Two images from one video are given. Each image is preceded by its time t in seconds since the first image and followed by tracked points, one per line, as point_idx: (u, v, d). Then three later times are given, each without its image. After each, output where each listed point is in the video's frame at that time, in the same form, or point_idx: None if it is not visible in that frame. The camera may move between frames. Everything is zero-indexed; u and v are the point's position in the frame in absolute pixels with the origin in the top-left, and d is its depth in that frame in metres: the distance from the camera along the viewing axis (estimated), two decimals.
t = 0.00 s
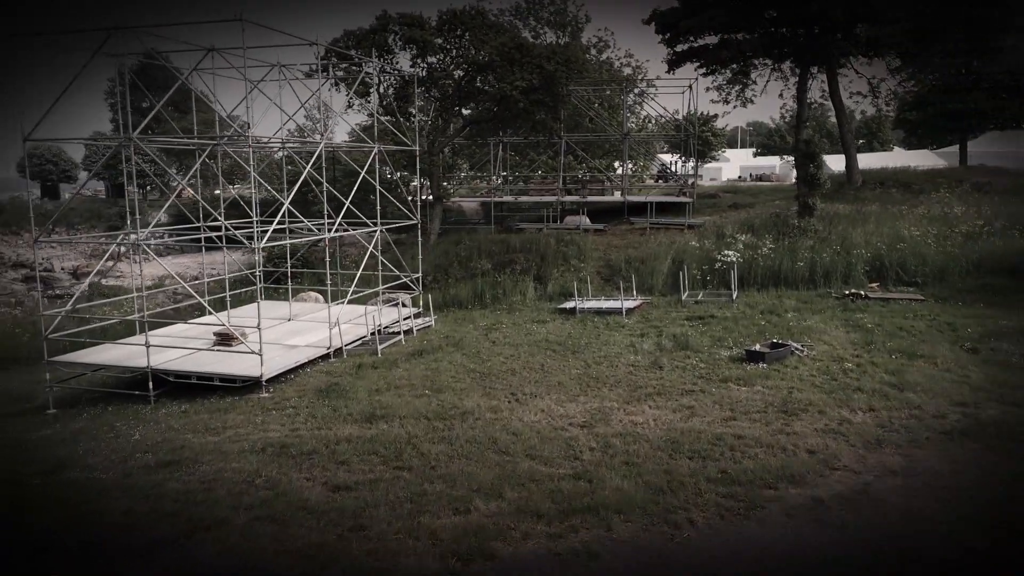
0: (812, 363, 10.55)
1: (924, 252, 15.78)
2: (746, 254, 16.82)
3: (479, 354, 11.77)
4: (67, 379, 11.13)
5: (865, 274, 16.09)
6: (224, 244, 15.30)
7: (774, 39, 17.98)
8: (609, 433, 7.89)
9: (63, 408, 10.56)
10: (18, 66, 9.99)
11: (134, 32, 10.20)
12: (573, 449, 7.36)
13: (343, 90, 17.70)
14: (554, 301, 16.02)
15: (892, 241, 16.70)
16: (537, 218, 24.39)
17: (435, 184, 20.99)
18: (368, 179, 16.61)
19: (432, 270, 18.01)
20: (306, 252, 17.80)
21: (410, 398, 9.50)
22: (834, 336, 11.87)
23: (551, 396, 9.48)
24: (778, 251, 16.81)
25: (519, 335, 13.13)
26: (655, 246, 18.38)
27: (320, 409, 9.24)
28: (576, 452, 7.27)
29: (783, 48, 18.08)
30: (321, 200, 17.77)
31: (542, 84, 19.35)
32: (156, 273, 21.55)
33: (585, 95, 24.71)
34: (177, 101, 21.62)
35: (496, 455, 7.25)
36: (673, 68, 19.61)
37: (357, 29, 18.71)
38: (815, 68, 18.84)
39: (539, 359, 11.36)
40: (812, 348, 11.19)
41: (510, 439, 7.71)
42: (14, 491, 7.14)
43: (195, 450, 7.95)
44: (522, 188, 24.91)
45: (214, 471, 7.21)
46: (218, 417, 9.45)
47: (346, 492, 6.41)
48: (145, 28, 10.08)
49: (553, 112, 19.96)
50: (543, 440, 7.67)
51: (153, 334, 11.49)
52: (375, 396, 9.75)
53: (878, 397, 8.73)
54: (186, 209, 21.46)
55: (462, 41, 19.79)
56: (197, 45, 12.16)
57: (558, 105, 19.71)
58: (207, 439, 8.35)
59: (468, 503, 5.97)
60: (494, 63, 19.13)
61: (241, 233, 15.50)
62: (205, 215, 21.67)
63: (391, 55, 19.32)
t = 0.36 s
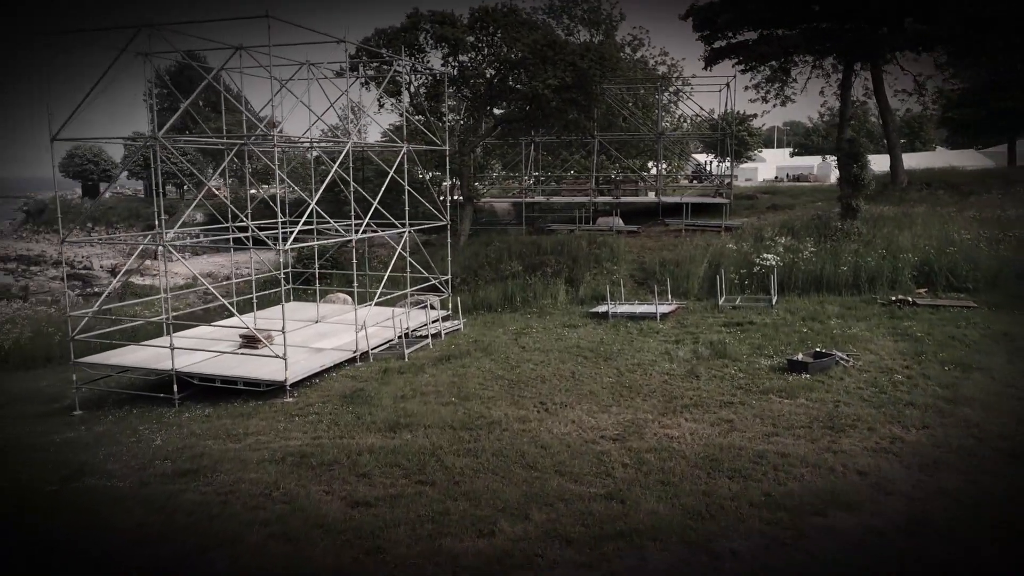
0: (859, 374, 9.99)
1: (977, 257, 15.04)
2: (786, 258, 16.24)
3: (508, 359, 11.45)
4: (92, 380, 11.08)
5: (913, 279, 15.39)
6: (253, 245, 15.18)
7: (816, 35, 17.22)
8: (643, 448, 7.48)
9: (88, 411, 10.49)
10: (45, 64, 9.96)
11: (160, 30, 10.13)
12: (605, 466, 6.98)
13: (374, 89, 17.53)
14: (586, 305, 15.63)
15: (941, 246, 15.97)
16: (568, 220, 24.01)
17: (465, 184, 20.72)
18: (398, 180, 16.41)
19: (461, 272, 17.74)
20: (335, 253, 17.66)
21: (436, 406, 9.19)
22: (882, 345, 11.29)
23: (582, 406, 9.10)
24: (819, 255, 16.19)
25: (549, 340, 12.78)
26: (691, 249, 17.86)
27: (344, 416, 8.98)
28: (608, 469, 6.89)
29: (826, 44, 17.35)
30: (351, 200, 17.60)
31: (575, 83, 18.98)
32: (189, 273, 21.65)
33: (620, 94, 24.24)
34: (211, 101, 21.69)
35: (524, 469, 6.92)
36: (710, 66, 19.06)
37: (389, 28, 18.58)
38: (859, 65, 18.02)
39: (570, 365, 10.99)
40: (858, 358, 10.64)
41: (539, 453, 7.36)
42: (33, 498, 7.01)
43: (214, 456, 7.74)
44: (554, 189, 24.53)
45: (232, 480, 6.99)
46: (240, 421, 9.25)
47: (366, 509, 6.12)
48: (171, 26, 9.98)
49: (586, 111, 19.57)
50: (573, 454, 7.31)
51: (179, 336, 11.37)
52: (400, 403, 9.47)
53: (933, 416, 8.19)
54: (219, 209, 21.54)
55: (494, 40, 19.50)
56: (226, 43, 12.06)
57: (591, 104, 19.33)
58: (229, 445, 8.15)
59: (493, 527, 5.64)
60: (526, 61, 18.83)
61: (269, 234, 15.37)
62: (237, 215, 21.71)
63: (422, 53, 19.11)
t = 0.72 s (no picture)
0: (905, 386, 9.46)
1: None
2: (824, 262, 15.67)
3: (535, 365, 11.13)
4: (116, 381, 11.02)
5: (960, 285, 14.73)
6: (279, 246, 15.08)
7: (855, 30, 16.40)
8: (674, 465, 7.11)
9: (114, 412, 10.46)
10: (70, 62, 9.95)
11: (183, 27, 10.08)
12: (634, 484, 6.65)
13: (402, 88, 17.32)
14: (616, 309, 15.24)
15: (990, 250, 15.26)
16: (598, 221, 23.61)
17: (494, 184, 20.43)
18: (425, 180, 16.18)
19: (488, 274, 17.47)
20: (362, 254, 17.53)
21: (459, 414, 8.90)
22: (928, 355, 10.73)
23: (611, 416, 8.73)
24: (859, 259, 15.59)
25: (578, 345, 12.43)
26: (726, 251, 17.36)
27: (364, 423, 8.73)
28: (637, 488, 6.56)
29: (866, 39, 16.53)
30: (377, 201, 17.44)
31: (606, 81, 18.60)
32: (219, 273, 21.74)
33: (653, 93, 23.76)
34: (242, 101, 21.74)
35: (547, 486, 6.62)
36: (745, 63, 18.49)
37: (418, 26, 18.40)
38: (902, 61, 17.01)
39: (599, 372, 10.64)
40: (903, 368, 10.11)
41: (564, 467, 7.04)
42: (48, 506, 6.88)
43: (232, 464, 7.57)
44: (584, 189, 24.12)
45: (248, 490, 6.81)
46: (260, 426, 9.08)
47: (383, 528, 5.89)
48: (194, 23, 9.87)
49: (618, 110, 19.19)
50: (600, 470, 6.99)
51: (202, 338, 11.26)
52: (422, 410, 9.19)
53: (985, 435, 7.70)
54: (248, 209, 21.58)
55: (523, 38, 19.19)
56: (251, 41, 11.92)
57: (623, 103, 18.95)
58: (246, 452, 7.95)
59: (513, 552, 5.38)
60: (556, 58, 18.49)
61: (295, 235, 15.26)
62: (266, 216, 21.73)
63: (450, 52, 18.87)
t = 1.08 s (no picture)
0: (958, 400, 8.92)
1: None
2: (868, 266, 15.08)
3: (565, 371, 10.81)
4: (143, 383, 10.99)
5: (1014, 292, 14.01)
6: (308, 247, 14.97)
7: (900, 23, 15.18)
8: (710, 483, 6.76)
9: (138, 415, 10.39)
10: (99, 62, 9.96)
11: (210, 26, 10.04)
12: (666, 503, 6.34)
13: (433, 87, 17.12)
14: (650, 313, 14.83)
15: None
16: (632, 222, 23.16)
17: (525, 184, 20.13)
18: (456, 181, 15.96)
19: (519, 276, 17.18)
20: (391, 255, 17.38)
21: (486, 422, 8.62)
22: (983, 366, 10.14)
23: (644, 427, 8.39)
24: (905, 264, 14.96)
25: (610, 351, 12.07)
26: (763, 255, 16.83)
27: (389, 430, 8.51)
28: (668, 508, 6.25)
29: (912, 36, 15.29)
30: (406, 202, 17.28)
31: (641, 79, 18.17)
32: (251, 273, 21.84)
33: (688, 92, 23.23)
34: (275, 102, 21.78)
35: (576, 503, 6.33)
36: (785, 60, 17.92)
37: (450, 25, 18.24)
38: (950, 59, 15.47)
39: (631, 380, 10.28)
40: (956, 380, 9.56)
41: (594, 482, 6.75)
42: (68, 511, 6.80)
43: (253, 471, 7.41)
44: (617, 189, 23.69)
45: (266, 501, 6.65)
46: (284, 432, 8.91)
47: (404, 546, 5.69)
48: (221, 21, 9.78)
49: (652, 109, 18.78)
50: (631, 486, 6.67)
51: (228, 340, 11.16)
52: (448, 417, 8.94)
53: None
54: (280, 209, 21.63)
55: (556, 36, 18.90)
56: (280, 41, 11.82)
57: (657, 102, 18.53)
58: (268, 459, 7.79)
59: None
60: (591, 56, 18.16)
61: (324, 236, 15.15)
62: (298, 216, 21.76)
63: (482, 51, 18.65)
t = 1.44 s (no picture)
0: (1016, 416, 8.39)
1: None
2: (915, 271, 14.44)
3: (596, 379, 10.48)
4: (171, 384, 10.96)
5: None
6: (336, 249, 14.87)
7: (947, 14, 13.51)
8: (748, 503, 6.40)
9: (165, 417, 10.34)
10: (127, 61, 9.92)
11: (237, 24, 9.95)
12: (701, 526, 6.01)
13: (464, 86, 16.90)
14: (684, 318, 14.41)
15: None
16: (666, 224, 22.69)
17: (557, 185, 19.80)
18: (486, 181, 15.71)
19: (550, 278, 16.87)
20: (421, 256, 17.21)
21: (514, 432, 8.34)
22: None
23: (678, 440, 8.03)
24: (954, 269, 14.30)
25: (643, 357, 11.70)
26: (804, 258, 16.27)
27: (413, 438, 8.27)
28: (704, 531, 5.92)
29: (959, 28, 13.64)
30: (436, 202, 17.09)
31: (676, 77, 17.73)
32: (283, 273, 21.90)
33: (724, 91, 22.67)
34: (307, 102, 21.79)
35: (605, 523, 6.03)
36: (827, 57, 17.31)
37: (482, 23, 18.05)
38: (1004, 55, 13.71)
39: (664, 389, 9.92)
40: (1013, 394, 9.01)
41: (624, 500, 6.44)
42: (87, 517, 6.68)
43: (275, 479, 7.25)
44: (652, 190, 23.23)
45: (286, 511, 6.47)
46: (308, 437, 8.75)
47: (425, 565, 5.46)
48: (250, 19, 9.69)
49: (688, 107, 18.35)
50: (665, 505, 6.35)
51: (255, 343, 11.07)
52: (475, 425, 8.67)
53: None
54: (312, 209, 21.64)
55: (590, 33, 18.58)
56: (310, 39, 11.71)
57: (694, 101, 18.10)
58: (289, 466, 7.60)
59: None
60: (625, 54, 17.79)
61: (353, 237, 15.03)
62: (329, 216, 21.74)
63: (515, 49, 18.42)
